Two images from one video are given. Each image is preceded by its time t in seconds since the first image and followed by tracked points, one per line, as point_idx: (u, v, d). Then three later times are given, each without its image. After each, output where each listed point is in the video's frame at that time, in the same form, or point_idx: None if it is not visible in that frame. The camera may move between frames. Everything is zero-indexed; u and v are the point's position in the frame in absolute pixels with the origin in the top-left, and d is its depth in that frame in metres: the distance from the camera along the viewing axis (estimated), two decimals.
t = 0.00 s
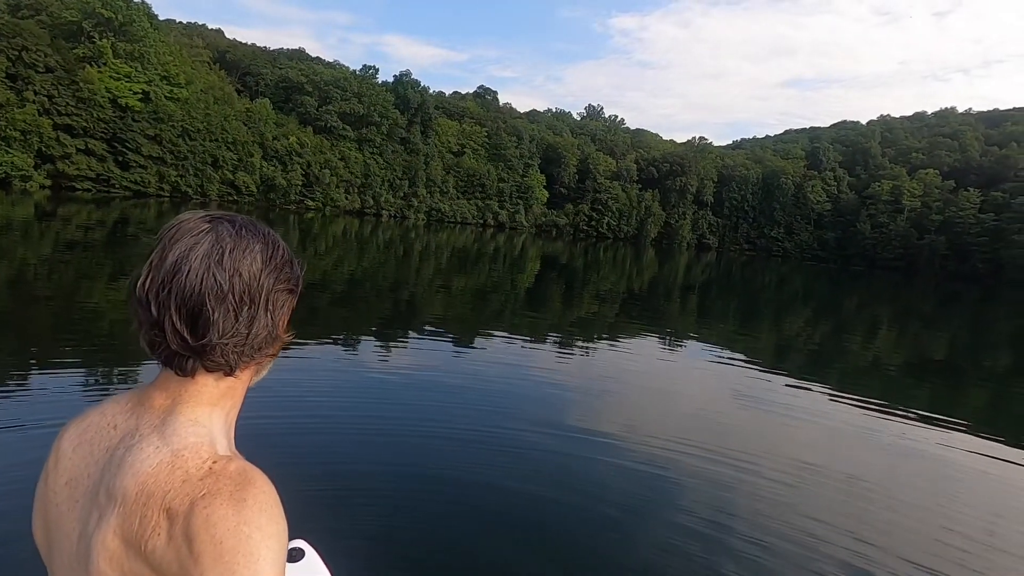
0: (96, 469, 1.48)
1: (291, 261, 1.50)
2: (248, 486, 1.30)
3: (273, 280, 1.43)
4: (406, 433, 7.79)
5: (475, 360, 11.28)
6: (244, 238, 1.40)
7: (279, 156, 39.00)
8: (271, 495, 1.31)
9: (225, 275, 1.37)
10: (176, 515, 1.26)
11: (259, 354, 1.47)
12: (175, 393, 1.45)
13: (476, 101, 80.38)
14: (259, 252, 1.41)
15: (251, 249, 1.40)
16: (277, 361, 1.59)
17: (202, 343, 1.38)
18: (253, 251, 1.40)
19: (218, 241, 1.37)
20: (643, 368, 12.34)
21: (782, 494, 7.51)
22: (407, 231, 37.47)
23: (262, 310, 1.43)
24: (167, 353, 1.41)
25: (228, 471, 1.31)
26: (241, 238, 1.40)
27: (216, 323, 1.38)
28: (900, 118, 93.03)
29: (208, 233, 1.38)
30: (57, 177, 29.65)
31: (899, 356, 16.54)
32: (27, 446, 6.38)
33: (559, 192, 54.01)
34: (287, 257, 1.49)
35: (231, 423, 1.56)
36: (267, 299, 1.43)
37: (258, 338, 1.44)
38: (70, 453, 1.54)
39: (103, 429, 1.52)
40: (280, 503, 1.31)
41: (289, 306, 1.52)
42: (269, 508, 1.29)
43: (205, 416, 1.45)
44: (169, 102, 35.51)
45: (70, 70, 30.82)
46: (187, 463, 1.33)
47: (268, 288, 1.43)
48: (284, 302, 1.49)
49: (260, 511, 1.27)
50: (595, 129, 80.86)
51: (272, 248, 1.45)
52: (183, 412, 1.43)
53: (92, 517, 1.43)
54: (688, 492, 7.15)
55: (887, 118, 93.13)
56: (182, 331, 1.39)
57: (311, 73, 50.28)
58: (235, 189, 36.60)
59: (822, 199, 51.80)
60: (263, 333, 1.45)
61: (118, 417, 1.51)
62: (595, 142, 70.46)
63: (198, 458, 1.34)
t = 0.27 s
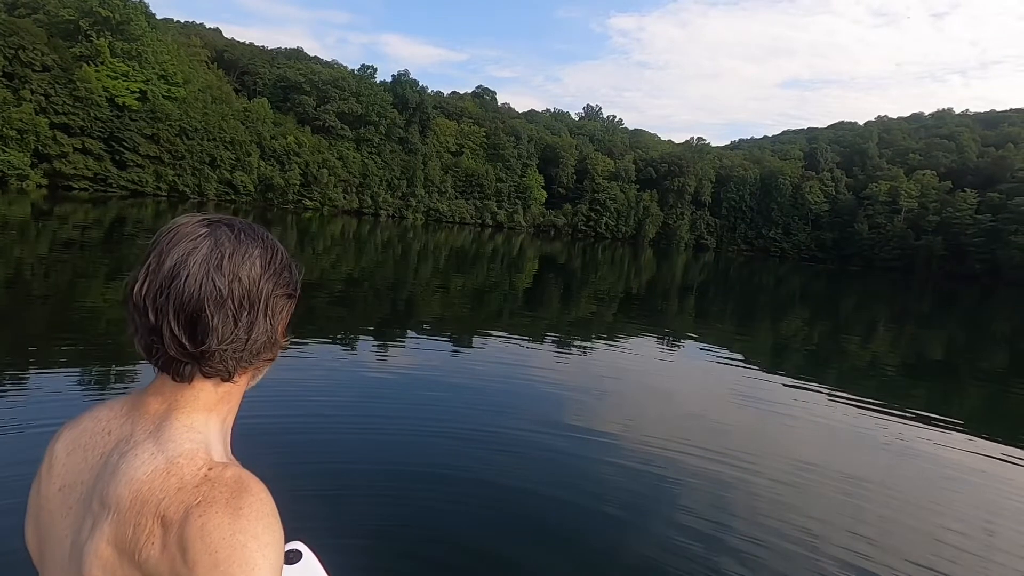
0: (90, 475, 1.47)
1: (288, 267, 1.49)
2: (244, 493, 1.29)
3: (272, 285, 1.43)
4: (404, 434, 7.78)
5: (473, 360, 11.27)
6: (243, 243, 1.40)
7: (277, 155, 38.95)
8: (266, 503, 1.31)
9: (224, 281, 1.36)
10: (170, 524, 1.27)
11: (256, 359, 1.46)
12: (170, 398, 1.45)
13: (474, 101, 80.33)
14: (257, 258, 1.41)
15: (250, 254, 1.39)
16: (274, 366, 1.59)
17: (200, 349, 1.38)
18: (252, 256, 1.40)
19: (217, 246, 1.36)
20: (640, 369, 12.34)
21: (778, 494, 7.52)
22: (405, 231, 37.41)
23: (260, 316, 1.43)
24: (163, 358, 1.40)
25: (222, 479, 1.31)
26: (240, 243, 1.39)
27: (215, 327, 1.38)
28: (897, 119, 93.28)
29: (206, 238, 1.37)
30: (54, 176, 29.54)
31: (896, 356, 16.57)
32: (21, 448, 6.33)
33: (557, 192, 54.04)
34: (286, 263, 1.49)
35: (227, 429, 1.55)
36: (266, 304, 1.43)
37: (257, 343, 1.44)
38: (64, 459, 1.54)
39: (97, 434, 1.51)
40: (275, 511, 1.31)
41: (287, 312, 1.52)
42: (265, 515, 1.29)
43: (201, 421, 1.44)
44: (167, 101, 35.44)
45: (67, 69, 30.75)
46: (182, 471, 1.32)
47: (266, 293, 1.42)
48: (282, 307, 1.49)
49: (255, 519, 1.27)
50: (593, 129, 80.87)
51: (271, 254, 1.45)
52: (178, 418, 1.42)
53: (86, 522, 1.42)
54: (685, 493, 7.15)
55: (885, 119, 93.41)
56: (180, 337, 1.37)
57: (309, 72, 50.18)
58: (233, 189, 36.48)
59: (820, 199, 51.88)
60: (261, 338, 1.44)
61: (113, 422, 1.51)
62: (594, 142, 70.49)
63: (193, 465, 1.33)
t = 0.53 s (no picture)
0: (84, 486, 1.47)
1: (288, 274, 1.49)
2: (240, 505, 1.29)
3: (273, 293, 1.43)
4: (402, 435, 7.76)
5: (470, 360, 11.25)
6: (242, 250, 1.39)
7: (274, 155, 38.91)
8: (264, 514, 1.30)
9: (225, 289, 1.36)
10: (166, 535, 1.26)
11: (256, 367, 1.45)
12: (165, 407, 1.43)
13: (473, 101, 80.23)
14: (259, 266, 1.40)
15: (250, 261, 1.39)
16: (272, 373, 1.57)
17: (200, 359, 1.37)
18: (253, 263, 1.39)
19: (216, 254, 1.36)
20: (636, 369, 12.35)
21: (775, 496, 7.52)
22: (403, 231, 37.34)
23: (260, 324, 1.43)
24: (161, 368, 1.39)
25: (218, 490, 1.30)
26: (241, 250, 1.39)
27: (214, 336, 1.37)
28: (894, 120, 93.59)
29: (205, 246, 1.36)
30: (50, 175, 29.41)
31: (893, 356, 16.61)
32: (16, 448, 6.31)
33: (555, 192, 54.06)
34: (286, 269, 1.49)
35: (224, 435, 1.54)
36: (266, 312, 1.43)
37: (257, 350, 1.43)
38: (57, 469, 1.54)
39: (91, 443, 1.51)
40: (272, 522, 1.31)
41: (286, 320, 1.51)
42: (263, 527, 1.28)
43: (200, 428, 1.43)
44: (163, 100, 35.40)
45: (64, 67, 30.70)
46: (177, 481, 1.32)
47: (266, 301, 1.42)
48: (282, 315, 1.48)
49: (253, 531, 1.26)
50: (592, 129, 80.90)
51: (271, 260, 1.44)
52: (175, 426, 1.41)
53: (80, 533, 1.42)
54: (682, 494, 7.14)
55: (882, 121, 93.71)
56: (178, 348, 1.36)
57: (307, 72, 50.09)
58: (230, 188, 36.37)
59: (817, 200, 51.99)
60: (261, 346, 1.44)
61: (108, 431, 1.50)
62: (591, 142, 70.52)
63: (189, 476, 1.33)
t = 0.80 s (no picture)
0: (81, 492, 1.46)
1: (290, 279, 1.48)
2: (240, 513, 1.28)
3: (274, 299, 1.42)
4: (400, 435, 7.74)
5: (469, 361, 11.24)
6: (245, 254, 1.38)
7: (272, 154, 38.86)
8: (263, 524, 1.29)
9: (227, 295, 1.34)
10: (164, 545, 1.26)
11: (256, 374, 1.45)
12: (162, 414, 1.43)
13: (471, 101, 80.12)
14: (261, 271, 1.39)
15: (252, 266, 1.38)
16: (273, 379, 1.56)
17: (201, 366, 1.36)
18: (255, 269, 1.38)
19: (219, 258, 1.34)
20: (634, 369, 12.35)
21: (772, 495, 7.53)
22: (401, 231, 37.29)
23: (261, 331, 1.42)
24: (161, 375, 1.38)
25: (218, 498, 1.30)
26: (243, 254, 1.38)
27: (215, 343, 1.36)
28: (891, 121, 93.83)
29: (207, 251, 1.36)
30: (46, 174, 29.28)
31: (890, 356, 16.65)
32: (12, 448, 6.28)
33: (553, 192, 54.07)
34: (288, 275, 1.48)
35: (222, 441, 1.54)
36: (268, 318, 1.42)
37: (257, 357, 1.43)
38: (53, 476, 1.53)
39: (88, 450, 1.50)
40: (271, 531, 1.30)
41: (288, 324, 1.51)
42: (262, 537, 1.28)
43: (199, 435, 1.43)
44: (160, 100, 35.34)
45: (61, 66, 30.63)
46: (175, 490, 1.31)
47: (269, 306, 1.41)
48: (283, 320, 1.48)
49: (251, 541, 1.26)
50: (590, 129, 80.93)
51: (273, 266, 1.43)
52: (174, 434, 1.40)
53: (76, 542, 1.41)
54: (680, 494, 7.14)
55: (879, 121, 93.92)
56: (179, 355, 1.35)
57: (305, 71, 49.99)
58: (228, 187, 36.29)
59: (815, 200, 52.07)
60: (262, 352, 1.43)
61: (105, 437, 1.50)
62: (589, 142, 70.55)
63: (188, 484, 1.32)
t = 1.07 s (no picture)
0: (78, 496, 1.46)
1: (292, 281, 1.48)
2: (241, 517, 1.27)
3: (277, 302, 1.42)
4: (399, 435, 7.73)
5: (467, 360, 11.23)
6: (248, 257, 1.37)
7: (269, 154, 38.82)
8: (264, 530, 1.29)
9: (229, 298, 1.34)
10: (163, 551, 1.25)
11: (257, 376, 1.44)
12: (162, 418, 1.42)
13: (469, 100, 80.05)
14: (264, 274, 1.39)
15: (254, 270, 1.37)
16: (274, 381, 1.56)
17: (203, 370, 1.36)
18: (257, 272, 1.38)
19: (221, 261, 1.34)
20: (632, 369, 12.36)
21: (770, 495, 7.54)
22: (398, 230, 37.24)
23: (263, 334, 1.41)
24: (162, 379, 1.38)
25: (219, 502, 1.29)
26: (246, 257, 1.37)
27: (218, 346, 1.36)
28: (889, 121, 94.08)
29: (210, 254, 1.35)
30: (43, 172, 29.13)
31: (887, 357, 16.70)
32: (9, 448, 6.27)
33: (551, 192, 54.09)
34: (290, 277, 1.47)
35: (221, 445, 1.53)
36: (270, 321, 1.42)
37: (259, 360, 1.42)
38: (50, 481, 1.52)
39: (85, 455, 1.49)
40: (272, 535, 1.29)
41: (289, 327, 1.50)
42: (262, 542, 1.27)
43: (199, 439, 1.42)
44: (158, 99, 35.30)
45: (57, 65, 30.61)
46: (176, 494, 1.31)
47: (271, 310, 1.41)
48: (285, 322, 1.47)
49: (253, 546, 1.25)
50: (588, 129, 80.99)
51: (276, 269, 1.43)
52: (174, 437, 1.40)
53: (74, 547, 1.41)
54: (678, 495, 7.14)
55: (876, 121, 94.18)
56: (180, 358, 1.35)
57: (303, 70, 49.91)
58: (225, 187, 36.22)
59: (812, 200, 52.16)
60: (264, 355, 1.42)
61: (102, 440, 1.49)
62: (588, 142, 70.59)
63: (188, 489, 1.31)
